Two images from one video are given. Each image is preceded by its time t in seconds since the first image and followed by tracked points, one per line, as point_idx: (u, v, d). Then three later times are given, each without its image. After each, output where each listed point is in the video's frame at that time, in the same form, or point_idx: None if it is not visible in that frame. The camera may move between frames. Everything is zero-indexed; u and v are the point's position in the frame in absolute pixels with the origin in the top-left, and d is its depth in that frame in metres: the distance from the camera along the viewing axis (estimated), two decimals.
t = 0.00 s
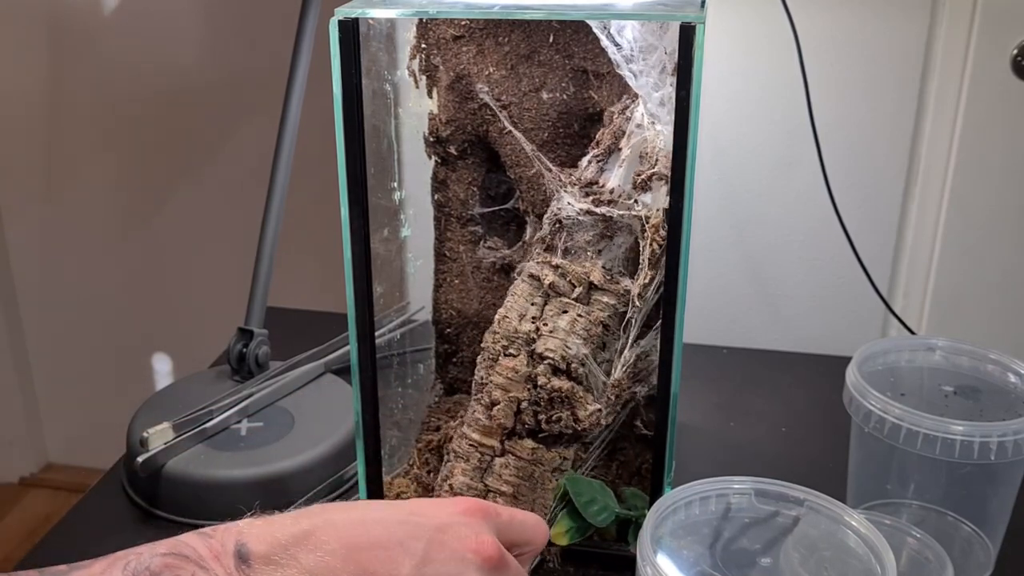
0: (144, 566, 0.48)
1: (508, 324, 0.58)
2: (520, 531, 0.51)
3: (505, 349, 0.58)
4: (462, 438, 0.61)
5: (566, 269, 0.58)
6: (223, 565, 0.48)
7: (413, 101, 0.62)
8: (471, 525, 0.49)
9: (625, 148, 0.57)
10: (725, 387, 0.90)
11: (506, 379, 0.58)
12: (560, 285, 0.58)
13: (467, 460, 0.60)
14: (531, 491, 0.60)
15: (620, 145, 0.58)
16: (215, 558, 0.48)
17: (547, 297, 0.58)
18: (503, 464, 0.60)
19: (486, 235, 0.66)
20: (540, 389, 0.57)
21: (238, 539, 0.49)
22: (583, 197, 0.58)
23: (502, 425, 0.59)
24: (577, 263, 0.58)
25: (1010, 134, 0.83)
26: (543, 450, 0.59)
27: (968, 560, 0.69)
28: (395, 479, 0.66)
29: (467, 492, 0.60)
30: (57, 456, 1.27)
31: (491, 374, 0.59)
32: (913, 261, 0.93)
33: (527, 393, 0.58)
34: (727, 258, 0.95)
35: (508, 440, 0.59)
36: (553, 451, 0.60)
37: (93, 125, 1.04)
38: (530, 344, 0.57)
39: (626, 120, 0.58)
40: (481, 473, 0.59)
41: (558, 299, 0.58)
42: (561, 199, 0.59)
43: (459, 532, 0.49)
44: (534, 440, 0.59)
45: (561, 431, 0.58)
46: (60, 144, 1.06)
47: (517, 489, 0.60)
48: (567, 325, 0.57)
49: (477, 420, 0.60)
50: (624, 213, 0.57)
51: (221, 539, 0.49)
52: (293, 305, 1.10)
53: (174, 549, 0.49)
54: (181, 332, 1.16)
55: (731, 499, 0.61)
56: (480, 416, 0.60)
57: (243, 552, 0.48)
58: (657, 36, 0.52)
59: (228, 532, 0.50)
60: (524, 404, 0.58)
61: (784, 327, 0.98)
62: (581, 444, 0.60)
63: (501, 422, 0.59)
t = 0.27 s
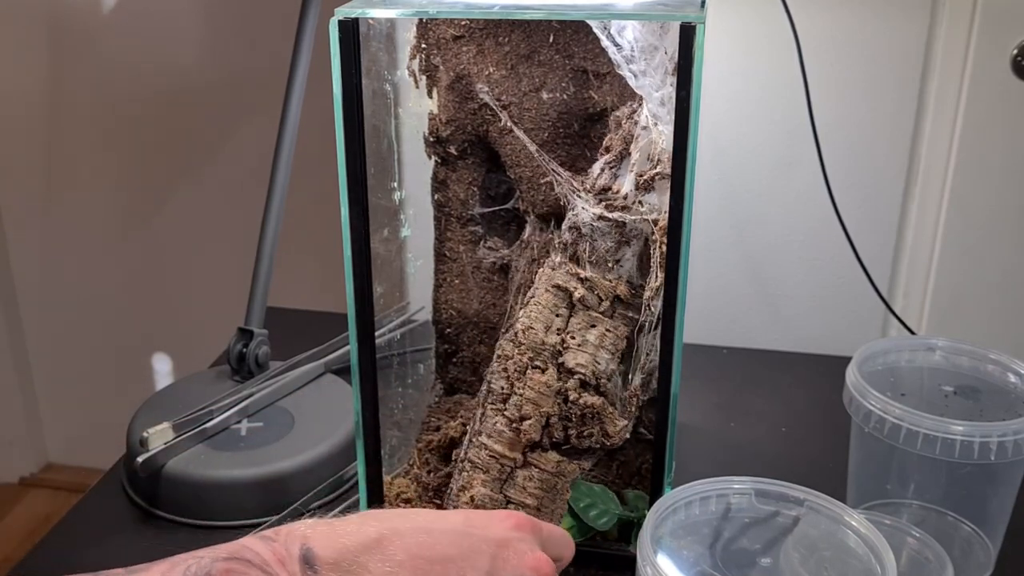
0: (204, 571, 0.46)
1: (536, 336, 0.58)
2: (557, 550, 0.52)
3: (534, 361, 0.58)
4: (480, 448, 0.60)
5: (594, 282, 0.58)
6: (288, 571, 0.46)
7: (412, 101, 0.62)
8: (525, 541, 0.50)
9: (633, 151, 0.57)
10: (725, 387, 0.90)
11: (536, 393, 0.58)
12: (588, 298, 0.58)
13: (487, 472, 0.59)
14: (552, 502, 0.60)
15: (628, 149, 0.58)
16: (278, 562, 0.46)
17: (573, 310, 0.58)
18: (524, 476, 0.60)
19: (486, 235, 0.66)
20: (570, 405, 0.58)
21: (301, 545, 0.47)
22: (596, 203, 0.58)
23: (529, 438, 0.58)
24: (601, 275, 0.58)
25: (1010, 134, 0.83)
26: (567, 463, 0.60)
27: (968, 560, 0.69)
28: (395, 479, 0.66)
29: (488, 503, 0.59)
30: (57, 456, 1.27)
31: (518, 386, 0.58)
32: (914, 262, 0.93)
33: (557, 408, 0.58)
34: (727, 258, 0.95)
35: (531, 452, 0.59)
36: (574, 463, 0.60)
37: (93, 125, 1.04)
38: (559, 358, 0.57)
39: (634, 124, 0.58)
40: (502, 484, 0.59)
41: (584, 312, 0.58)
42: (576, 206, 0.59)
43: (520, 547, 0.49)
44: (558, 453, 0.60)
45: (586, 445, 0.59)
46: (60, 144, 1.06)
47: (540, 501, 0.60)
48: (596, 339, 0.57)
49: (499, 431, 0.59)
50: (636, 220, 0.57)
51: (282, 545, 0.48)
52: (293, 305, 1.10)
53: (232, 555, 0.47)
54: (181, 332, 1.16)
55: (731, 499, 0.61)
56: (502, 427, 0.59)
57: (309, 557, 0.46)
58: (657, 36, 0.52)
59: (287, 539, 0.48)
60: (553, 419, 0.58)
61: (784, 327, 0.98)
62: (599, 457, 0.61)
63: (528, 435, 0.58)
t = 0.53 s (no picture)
0: None
1: (533, 330, 0.57)
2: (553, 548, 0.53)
3: (529, 355, 0.57)
4: (476, 442, 0.58)
5: (591, 278, 0.58)
6: None
7: (412, 101, 0.62)
8: (517, 535, 0.50)
9: (631, 150, 0.58)
10: (726, 387, 0.90)
11: (532, 386, 0.56)
12: (586, 294, 0.57)
13: (482, 464, 0.58)
14: (546, 497, 0.59)
15: (626, 148, 0.58)
16: (268, 568, 0.47)
17: (571, 304, 0.57)
18: (519, 471, 0.58)
19: (486, 235, 0.66)
20: (565, 398, 0.56)
21: (291, 552, 0.48)
22: (597, 202, 0.58)
23: (522, 431, 0.57)
24: (600, 273, 0.58)
25: (1010, 134, 0.83)
26: (563, 458, 0.59)
27: (968, 560, 0.69)
28: (395, 479, 0.66)
29: (483, 497, 0.58)
30: (57, 456, 1.27)
31: (515, 379, 0.57)
32: (914, 262, 0.93)
33: (552, 401, 0.56)
34: (726, 258, 0.95)
35: (527, 446, 0.58)
36: (570, 458, 0.59)
37: (93, 124, 1.04)
38: (556, 352, 0.56)
39: (633, 122, 0.58)
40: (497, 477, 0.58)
41: (582, 307, 0.57)
42: (577, 207, 0.59)
43: (510, 541, 0.50)
44: (553, 447, 0.58)
45: (582, 440, 0.58)
46: (60, 144, 1.06)
47: (535, 496, 0.58)
48: (592, 335, 0.57)
49: (495, 425, 0.57)
50: (638, 219, 0.57)
51: (273, 552, 0.48)
52: (294, 305, 1.11)
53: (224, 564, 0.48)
54: (181, 332, 1.16)
55: (731, 499, 0.61)
56: (499, 422, 0.57)
57: (298, 562, 0.47)
58: (658, 37, 0.53)
59: (278, 547, 0.49)
60: (548, 412, 0.57)
61: (784, 327, 0.98)
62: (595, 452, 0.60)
63: (523, 429, 0.57)
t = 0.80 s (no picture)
0: None
1: (536, 325, 0.57)
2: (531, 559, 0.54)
3: (533, 349, 0.57)
4: (480, 435, 0.58)
5: (593, 273, 0.58)
6: None
7: (413, 101, 0.62)
8: (490, 553, 0.50)
9: (630, 149, 0.58)
10: (725, 387, 0.90)
11: (535, 378, 0.56)
12: (588, 289, 0.57)
13: (486, 458, 0.58)
14: (552, 489, 0.59)
15: (625, 147, 0.58)
16: None
17: (573, 300, 0.57)
18: (524, 463, 0.58)
19: (486, 235, 0.66)
20: (569, 391, 0.56)
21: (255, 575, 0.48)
22: (596, 202, 0.58)
23: (528, 423, 0.57)
24: (601, 270, 0.58)
25: (1011, 134, 0.83)
26: (566, 451, 0.58)
27: (968, 560, 0.69)
28: (395, 479, 0.66)
29: (486, 490, 0.58)
30: (57, 456, 1.27)
31: (519, 373, 0.57)
32: (914, 262, 0.93)
33: (556, 394, 0.56)
34: (726, 258, 0.95)
35: (530, 438, 0.57)
36: (574, 451, 0.58)
37: (93, 125, 1.04)
38: (559, 346, 0.56)
39: (631, 121, 0.58)
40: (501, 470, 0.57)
41: (584, 302, 0.57)
42: (577, 208, 0.59)
43: (483, 561, 0.50)
44: (557, 440, 0.58)
45: (586, 433, 0.57)
46: (60, 145, 1.06)
47: (539, 488, 0.58)
48: (595, 329, 0.56)
49: (498, 419, 0.57)
50: (637, 218, 0.57)
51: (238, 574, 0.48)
52: (294, 305, 1.11)
53: None
54: (181, 332, 1.16)
55: (731, 500, 0.61)
56: (502, 415, 0.57)
57: None
58: (658, 37, 0.53)
59: (242, 568, 0.48)
60: (552, 405, 0.56)
61: (784, 327, 0.98)
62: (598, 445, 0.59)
63: (528, 421, 0.56)
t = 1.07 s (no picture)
0: None
1: (536, 325, 0.56)
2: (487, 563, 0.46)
3: (533, 349, 0.56)
4: (480, 435, 0.58)
5: (594, 273, 0.58)
6: None
7: (413, 101, 0.62)
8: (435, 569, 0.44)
9: (630, 149, 0.58)
10: (725, 387, 0.90)
11: (536, 378, 0.56)
12: (589, 289, 0.57)
13: (487, 458, 0.57)
14: (552, 490, 0.58)
15: (625, 147, 0.58)
16: None
17: (574, 299, 0.57)
18: (524, 463, 0.57)
19: (486, 235, 0.66)
20: (569, 390, 0.56)
21: None
22: (596, 202, 0.59)
23: (528, 423, 0.56)
24: (601, 270, 0.58)
25: (1011, 134, 0.83)
26: (567, 451, 0.58)
27: (969, 560, 0.69)
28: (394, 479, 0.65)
29: (487, 490, 0.57)
30: (57, 456, 1.27)
31: (519, 373, 0.56)
32: (914, 262, 0.93)
33: (556, 394, 0.56)
34: (725, 259, 0.95)
35: (531, 438, 0.57)
36: (573, 450, 0.58)
37: (93, 124, 1.04)
38: (559, 347, 0.56)
39: (632, 121, 0.58)
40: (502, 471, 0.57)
41: (585, 302, 0.57)
42: (578, 208, 0.59)
43: None
44: (558, 440, 0.57)
45: (586, 433, 0.57)
46: (60, 144, 1.06)
47: (539, 488, 0.57)
48: (595, 329, 0.56)
49: (499, 418, 0.57)
50: (638, 218, 0.57)
51: None
52: (294, 305, 1.11)
53: None
54: (181, 332, 1.16)
55: (731, 499, 0.61)
56: (503, 415, 0.57)
57: None
58: (658, 37, 0.53)
59: None
60: (552, 404, 0.56)
61: (784, 327, 0.98)
62: (598, 445, 0.59)
63: (528, 421, 0.56)
